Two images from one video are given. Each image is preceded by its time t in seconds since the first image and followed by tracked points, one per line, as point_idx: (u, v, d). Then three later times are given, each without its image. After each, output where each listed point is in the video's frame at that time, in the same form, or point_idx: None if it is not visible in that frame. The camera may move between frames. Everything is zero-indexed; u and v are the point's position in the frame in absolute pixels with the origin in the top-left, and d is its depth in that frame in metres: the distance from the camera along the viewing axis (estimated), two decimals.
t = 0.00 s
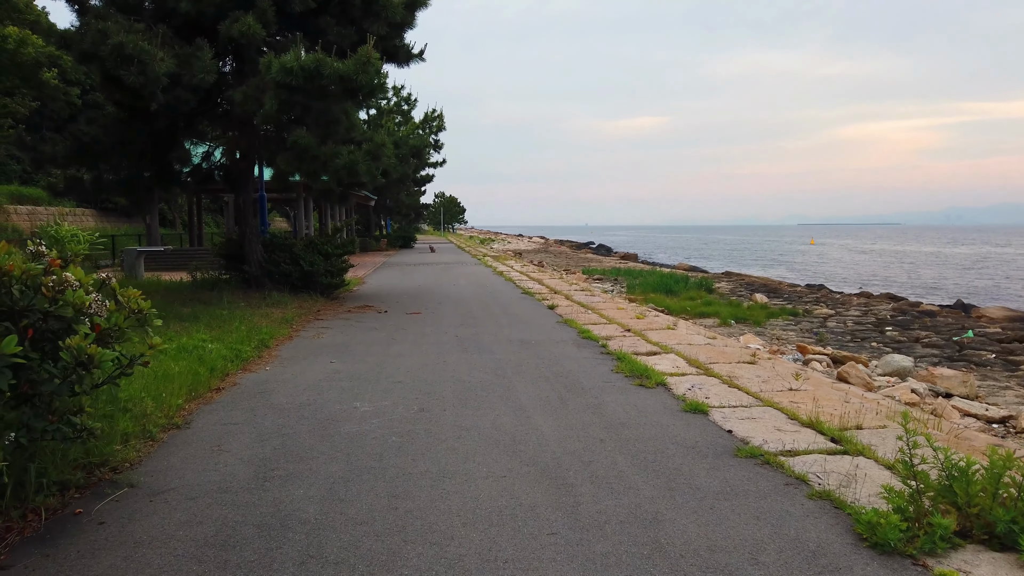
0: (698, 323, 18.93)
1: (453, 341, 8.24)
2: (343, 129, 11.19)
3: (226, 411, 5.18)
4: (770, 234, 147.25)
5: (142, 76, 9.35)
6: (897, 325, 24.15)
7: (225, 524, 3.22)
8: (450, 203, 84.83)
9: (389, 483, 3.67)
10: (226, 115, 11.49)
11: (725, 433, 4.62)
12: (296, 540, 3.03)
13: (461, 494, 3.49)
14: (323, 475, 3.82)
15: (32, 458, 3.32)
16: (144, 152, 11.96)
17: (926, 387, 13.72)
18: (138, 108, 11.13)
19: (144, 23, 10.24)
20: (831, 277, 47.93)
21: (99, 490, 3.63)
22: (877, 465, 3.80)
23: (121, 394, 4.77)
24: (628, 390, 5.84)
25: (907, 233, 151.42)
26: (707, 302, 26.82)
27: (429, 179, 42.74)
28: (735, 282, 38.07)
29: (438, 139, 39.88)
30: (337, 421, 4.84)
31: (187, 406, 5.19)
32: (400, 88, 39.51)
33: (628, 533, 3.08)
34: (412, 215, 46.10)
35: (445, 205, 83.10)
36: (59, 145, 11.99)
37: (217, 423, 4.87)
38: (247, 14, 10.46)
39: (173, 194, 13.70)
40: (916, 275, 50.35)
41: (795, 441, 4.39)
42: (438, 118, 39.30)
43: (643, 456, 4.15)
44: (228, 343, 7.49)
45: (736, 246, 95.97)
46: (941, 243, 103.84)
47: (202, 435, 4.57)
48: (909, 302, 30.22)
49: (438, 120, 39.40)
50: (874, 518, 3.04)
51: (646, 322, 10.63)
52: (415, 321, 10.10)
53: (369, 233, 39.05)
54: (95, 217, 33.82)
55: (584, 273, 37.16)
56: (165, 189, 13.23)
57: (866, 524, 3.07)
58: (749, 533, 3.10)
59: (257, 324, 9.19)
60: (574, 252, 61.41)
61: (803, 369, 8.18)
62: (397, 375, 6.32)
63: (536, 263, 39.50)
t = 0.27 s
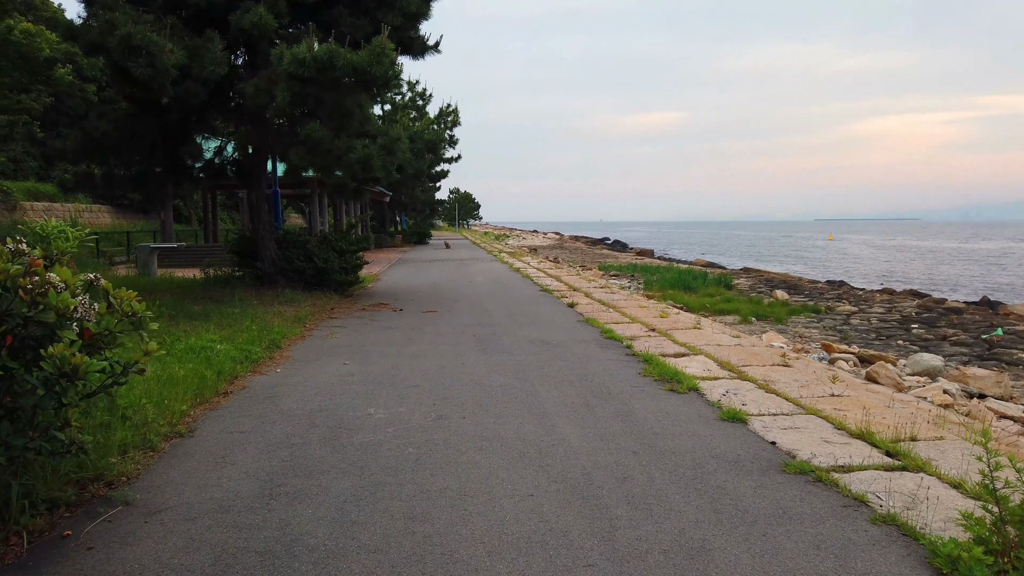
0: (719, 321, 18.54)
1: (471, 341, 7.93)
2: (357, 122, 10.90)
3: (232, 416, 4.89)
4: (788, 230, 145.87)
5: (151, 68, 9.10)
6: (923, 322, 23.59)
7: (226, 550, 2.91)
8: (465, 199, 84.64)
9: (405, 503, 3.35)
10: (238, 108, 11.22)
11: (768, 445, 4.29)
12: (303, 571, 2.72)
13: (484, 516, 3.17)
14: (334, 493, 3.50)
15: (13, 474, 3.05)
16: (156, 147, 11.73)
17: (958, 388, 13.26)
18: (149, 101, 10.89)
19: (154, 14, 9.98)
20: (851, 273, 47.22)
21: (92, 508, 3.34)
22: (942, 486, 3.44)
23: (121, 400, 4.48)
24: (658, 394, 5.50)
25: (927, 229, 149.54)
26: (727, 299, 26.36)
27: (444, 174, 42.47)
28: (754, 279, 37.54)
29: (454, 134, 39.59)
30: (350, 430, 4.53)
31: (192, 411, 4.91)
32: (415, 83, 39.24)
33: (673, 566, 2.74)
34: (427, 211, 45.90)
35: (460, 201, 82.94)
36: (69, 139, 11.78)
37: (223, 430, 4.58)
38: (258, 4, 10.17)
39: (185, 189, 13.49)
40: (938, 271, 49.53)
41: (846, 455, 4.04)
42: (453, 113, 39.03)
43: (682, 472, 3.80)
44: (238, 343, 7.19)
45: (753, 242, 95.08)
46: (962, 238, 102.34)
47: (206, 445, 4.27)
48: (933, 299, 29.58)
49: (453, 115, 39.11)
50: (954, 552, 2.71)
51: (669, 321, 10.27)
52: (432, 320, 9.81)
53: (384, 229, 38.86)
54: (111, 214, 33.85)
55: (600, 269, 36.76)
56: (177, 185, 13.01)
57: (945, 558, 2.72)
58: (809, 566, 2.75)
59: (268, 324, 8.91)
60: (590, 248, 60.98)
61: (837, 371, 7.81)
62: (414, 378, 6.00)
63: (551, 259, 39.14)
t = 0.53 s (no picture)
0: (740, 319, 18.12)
1: (487, 342, 7.61)
2: (370, 115, 10.58)
3: (235, 424, 4.59)
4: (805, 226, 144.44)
5: (158, 59, 8.81)
6: (949, 321, 23.02)
7: None
8: (479, 195, 84.35)
9: (419, 527, 3.03)
10: (249, 101, 10.94)
11: (815, 461, 3.93)
12: None
13: (506, 546, 2.84)
14: (341, 516, 3.18)
15: None
16: (165, 141, 11.48)
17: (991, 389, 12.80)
18: (158, 94, 10.63)
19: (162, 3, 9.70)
20: (871, 270, 46.50)
21: (74, 530, 3.04)
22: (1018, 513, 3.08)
23: (115, 408, 4.18)
24: (689, 401, 5.15)
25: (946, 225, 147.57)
26: (746, 296, 25.89)
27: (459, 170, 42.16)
28: (772, 276, 36.97)
29: (468, 130, 39.27)
30: (359, 441, 4.21)
31: (192, 418, 4.62)
32: (430, 78, 38.91)
33: None
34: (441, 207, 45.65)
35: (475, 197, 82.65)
36: (78, 133, 11.55)
37: (224, 440, 4.28)
38: None
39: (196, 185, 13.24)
40: (960, 268, 48.67)
41: (904, 473, 3.67)
42: (468, 109, 38.71)
43: (723, 493, 3.44)
44: (245, 344, 6.88)
45: (769, 238, 94.12)
46: (983, 234, 100.84)
47: (204, 458, 3.96)
48: (958, 297, 28.92)
49: (468, 110, 38.80)
50: None
51: (693, 320, 9.89)
52: (447, 319, 9.50)
53: (398, 225, 38.63)
54: (126, 210, 33.82)
55: (616, 265, 36.34)
56: (188, 180, 12.77)
57: None
58: None
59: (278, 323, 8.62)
60: (605, 244, 60.50)
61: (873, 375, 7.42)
62: (428, 382, 5.67)
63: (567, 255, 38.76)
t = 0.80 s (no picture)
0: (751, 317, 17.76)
1: (493, 345, 7.31)
2: (373, 109, 10.28)
3: (223, 437, 4.30)
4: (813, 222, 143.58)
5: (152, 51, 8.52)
6: (963, 319, 22.59)
7: None
8: (486, 190, 84.01)
9: (417, 562, 2.74)
10: (249, 95, 10.65)
11: (848, 481, 3.62)
12: None
13: None
14: (332, 546, 2.89)
15: None
16: (163, 136, 11.20)
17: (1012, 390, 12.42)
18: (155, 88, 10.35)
19: None
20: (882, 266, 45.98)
21: (35, 563, 2.75)
22: None
23: (92, 422, 3.89)
24: (707, 412, 4.84)
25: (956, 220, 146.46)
26: (756, 293, 25.52)
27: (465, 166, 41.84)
28: (782, 272, 36.52)
29: (474, 125, 38.95)
30: (355, 458, 3.90)
31: (178, 431, 4.33)
32: (436, 73, 38.58)
33: None
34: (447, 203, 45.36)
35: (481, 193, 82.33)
36: (74, 128, 11.27)
37: (210, 455, 3.99)
38: None
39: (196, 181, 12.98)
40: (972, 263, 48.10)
41: (948, 497, 3.37)
42: (474, 104, 38.38)
43: (751, 522, 3.12)
44: (241, 348, 6.58)
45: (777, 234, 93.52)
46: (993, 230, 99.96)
47: (187, 476, 3.67)
48: (972, 294, 28.48)
49: (474, 105, 38.47)
50: None
51: (705, 321, 9.58)
52: (451, 320, 9.20)
53: (404, 222, 38.36)
54: (130, 206, 33.63)
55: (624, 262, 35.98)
56: (188, 176, 12.51)
57: None
58: None
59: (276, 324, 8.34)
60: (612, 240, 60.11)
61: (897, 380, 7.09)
62: (431, 390, 5.37)
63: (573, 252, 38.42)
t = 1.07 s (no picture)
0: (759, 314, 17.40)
1: (492, 345, 6.99)
2: (369, 101, 9.96)
3: (196, 447, 4.00)
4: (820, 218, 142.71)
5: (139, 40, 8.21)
6: (976, 316, 22.15)
7: None
8: (491, 187, 83.68)
9: None
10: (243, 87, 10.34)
11: (875, 501, 3.29)
12: None
13: None
14: None
15: None
16: (156, 130, 10.91)
17: None
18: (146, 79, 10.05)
19: None
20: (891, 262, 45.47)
21: None
22: None
23: (50, 434, 3.59)
24: (717, 421, 4.50)
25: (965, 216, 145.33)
26: (764, 290, 25.12)
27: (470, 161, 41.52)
28: (790, 269, 36.09)
29: (479, 120, 38.62)
30: (333, 473, 3.58)
31: (148, 441, 4.04)
32: (440, 68, 38.23)
33: None
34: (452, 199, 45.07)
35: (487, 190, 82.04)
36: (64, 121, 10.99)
37: (178, 467, 3.68)
38: None
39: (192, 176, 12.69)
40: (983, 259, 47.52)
41: (987, 520, 3.03)
42: (479, 99, 38.05)
43: (768, 550, 2.80)
44: (226, 349, 6.27)
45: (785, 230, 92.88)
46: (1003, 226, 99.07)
47: (149, 494, 3.36)
48: (984, 290, 28.00)
49: (478, 101, 38.13)
50: None
51: (713, 320, 9.23)
52: (450, 319, 8.88)
53: (408, 218, 38.08)
54: (133, 203, 33.45)
55: (629, 258, 35.60)
56: (183, 171, 12.22)
57: None
58: None
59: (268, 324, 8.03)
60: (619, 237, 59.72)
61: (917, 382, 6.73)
62: (423, 396, 5.05)
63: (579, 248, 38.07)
